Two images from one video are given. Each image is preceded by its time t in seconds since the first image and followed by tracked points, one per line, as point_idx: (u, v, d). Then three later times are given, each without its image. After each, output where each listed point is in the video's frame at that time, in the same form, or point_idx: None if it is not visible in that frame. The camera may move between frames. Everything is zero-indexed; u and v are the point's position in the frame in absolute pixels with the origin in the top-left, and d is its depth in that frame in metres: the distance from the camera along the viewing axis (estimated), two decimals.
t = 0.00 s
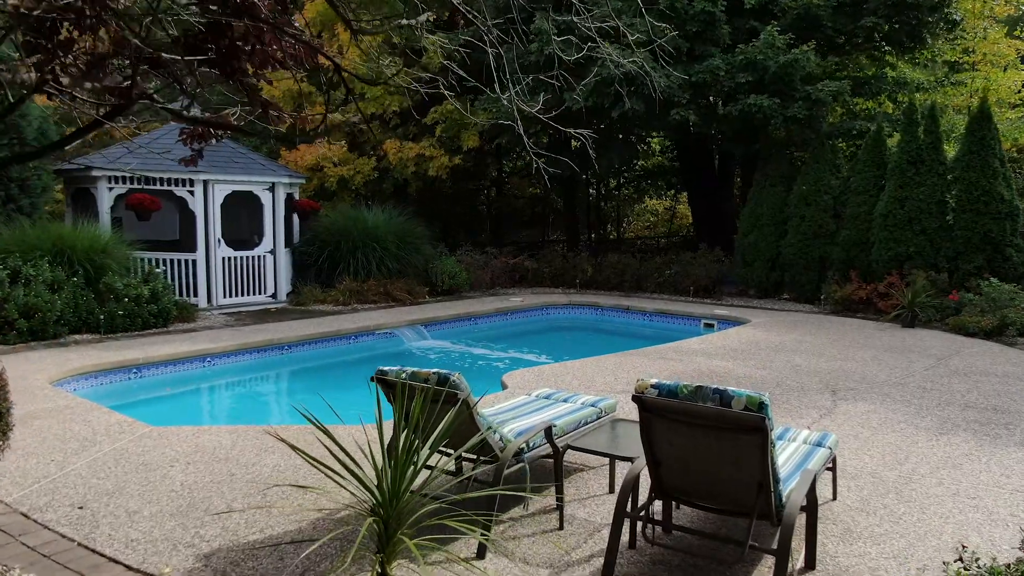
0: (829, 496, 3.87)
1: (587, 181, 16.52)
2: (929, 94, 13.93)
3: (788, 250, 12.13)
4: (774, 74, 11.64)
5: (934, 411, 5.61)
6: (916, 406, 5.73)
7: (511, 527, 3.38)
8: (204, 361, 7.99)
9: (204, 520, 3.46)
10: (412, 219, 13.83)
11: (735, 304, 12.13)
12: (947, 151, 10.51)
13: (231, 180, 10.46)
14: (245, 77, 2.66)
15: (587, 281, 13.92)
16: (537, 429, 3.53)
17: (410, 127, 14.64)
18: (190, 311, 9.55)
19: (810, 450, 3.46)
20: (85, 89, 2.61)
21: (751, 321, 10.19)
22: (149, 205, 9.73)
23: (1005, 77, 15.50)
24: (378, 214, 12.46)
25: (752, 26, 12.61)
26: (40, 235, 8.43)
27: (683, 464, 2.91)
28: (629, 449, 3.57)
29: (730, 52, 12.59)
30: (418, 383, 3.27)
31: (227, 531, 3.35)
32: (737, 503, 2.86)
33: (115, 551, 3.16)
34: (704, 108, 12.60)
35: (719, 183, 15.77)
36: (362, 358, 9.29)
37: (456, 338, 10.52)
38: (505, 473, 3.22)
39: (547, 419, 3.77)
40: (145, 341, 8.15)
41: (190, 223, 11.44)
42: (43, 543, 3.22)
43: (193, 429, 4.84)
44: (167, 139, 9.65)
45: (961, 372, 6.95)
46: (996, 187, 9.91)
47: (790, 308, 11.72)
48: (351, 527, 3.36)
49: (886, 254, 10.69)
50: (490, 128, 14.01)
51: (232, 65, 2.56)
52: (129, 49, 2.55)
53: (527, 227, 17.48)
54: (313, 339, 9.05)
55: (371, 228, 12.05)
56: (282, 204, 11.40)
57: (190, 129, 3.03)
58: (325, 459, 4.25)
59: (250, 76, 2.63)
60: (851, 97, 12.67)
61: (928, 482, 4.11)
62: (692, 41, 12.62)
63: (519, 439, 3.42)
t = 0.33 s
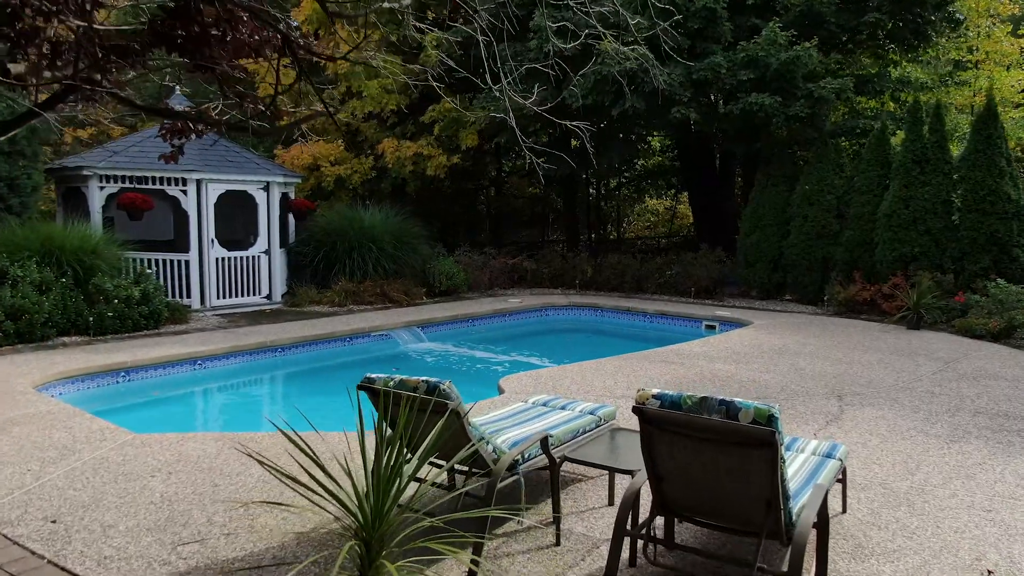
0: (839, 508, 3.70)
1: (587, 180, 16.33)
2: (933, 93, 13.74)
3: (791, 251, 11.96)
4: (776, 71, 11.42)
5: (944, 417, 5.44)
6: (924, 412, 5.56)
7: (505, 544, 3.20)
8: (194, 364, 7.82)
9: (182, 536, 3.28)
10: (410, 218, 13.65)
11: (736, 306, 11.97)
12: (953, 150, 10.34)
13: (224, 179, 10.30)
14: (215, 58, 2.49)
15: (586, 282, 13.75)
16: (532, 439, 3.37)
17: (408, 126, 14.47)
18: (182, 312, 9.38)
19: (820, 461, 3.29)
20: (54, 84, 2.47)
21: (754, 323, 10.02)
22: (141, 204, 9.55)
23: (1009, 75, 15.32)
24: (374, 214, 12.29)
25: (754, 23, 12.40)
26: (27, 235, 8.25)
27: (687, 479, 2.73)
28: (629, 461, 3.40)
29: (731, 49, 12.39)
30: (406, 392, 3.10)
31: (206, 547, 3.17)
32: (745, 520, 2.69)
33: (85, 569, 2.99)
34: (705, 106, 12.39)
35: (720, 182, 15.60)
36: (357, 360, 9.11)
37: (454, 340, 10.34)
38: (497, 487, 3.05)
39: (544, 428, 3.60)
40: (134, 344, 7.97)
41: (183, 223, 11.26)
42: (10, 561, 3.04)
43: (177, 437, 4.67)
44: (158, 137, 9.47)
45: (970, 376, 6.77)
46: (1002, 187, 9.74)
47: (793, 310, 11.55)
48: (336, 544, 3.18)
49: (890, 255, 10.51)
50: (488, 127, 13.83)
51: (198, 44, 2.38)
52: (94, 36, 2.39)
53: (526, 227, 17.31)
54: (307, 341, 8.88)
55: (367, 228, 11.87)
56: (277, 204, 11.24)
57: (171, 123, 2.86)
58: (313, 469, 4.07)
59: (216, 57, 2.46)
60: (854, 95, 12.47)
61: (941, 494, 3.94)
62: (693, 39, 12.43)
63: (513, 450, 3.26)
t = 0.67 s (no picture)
0: (850, 523, 3.54)
1: (588, 180, 16.18)
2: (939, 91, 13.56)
3: (795, 252, 11.80)
4: (780, 69, 11.22)
5: (955, 424, 5.28)
6: (934, 419, 5.41)
7: (500, 562, 3.06)
8: (188, 368, 7.68)
9: (164, 551, 3.14)
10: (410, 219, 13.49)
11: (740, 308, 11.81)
12: (960, 150, 10.17)
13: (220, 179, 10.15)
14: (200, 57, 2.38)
15: (587, 283, 13.59)
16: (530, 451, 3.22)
17: (408, 126, 14.32)
18: (177, 314, 9.23)
19: (831, 476, 3.14)
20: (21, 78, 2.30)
21: (758, 325, 9.87)
22: (135, 204, 9.42)
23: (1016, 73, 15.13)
24: (373, 214, 12.14)
25: (757, 21, 12.21)
26: (19, 236, 8.12)
27: (692, 498, 2.58)
28: (631, 476, 3.24)
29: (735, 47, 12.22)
30: (397, 404, 2.96)
31: (187, 564, 3.02)
32: (753, 542, 2.54)
33: None
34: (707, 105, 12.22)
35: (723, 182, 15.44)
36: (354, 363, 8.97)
37: (453, 342, 10.18)
38: (492, 503, 2.91)
39: (542, 439, 3.45)
40: (127, 347, 7.83)
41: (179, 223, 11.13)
42: None
43: (164, 446, 4.51)
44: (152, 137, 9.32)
45: (980, 381, 6.62)
46: (1011, 187, 9.58)
47: (797, 312, 11.41)
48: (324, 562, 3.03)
49: (896, 256, 10.33)
50: (488, 126, 13.67)
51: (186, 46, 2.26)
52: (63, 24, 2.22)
53: (527, 227, 17.15)
54: (303, 344, 8.74)
55: (366, 228, 11.72)
56: (274, 204, 11.10)
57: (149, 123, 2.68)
58: (300, 481, 3.91)
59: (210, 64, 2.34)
60: (859, 94, 12.30)
61: (956, 507, 3.79)
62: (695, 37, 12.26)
63: (509, 463, 3.11)
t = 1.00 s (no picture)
0: (859, 537, 3.40)
1: (590, 180, 16.03)
2: (945, 90, 13.38)
3: (799, 252, 11.64)
4: (783, 69, 11.03)
5: (965, 432, 5.13)
6: (943, 426, 5.25)
7: None
8: (181, 371, 7.53)
9: (142, 567, 3.01)
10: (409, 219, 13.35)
11: (743, 309, 11.67)
12: (966, 149, 10.01)
13: (216, 179, 10.04)
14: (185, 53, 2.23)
15: (589, 284, 13.43)
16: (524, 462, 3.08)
17: (408, 125, 14.18)
18: (172, 316, 9.10)
19: (840, 490, 3.00)
20: None
21: (761, 328, 9.73)
22: (130, 205, 9.30)
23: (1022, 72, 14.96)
24: (371, 215, 12.00)
25: (761, 19, 12.05)
26: (11, 236, 8.00)
27: (695, 517, 2.44)
28: (631, 491, 3.09)
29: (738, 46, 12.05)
30: (383, 414, 2.82)
31: None
32: (760, 564, 2.39)
33: None
34: (710, 105, 12.06)
35: (726, 183, 15.28)
36: (352, 366, 8.82)
37: (451, 345, 10.04)
38: (482, 519, 2.77)
39: (538, 450, 3.31)
40: (118, 350, 7.69)
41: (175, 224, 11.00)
42: None
43: (150, 453, 4.38)
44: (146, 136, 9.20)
45: (989, 386, 6.46)
46: (1019, 187, 9.42)
47: (801, 314, 11.24)
48: None
49: (902, 258, 10.17)
50: (488, 125, 13.52)
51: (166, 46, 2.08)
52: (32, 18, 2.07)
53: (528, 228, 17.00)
54: (299, 347, 8.60)
55: (364, 228, 11.58)
56: (272, 205, 10.97)
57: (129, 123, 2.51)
58: (291, 492, 3.79)
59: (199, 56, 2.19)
60: (864, 93, 12.13)
61: (970, 520, 3.64)
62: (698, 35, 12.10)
63: (502, 475, 2.97)
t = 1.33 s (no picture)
0: (873, 554, 3.25)
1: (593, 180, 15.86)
2: (954, 88, 13.17)
3: (805, 254, 11.47)
4: (789, 67, 10.85)
5: (979, 440, 4.96)
6: (957, 434, 5.09)
7: None
8: (175, 375, 7.39)
9: None
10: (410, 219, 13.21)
11: (748, 311, 11.50)
12: (976, 149, 9.82)
13: (214, 179, 9.92)
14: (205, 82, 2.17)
15: (592, 285, 13.28)
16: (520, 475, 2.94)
17: (409, 125, 14.04)
18: (168, 319, 8.98)
19: (855, 505, 2.84)
20: None
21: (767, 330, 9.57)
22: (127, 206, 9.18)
23: None
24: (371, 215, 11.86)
25: (767, 16, 11.86)
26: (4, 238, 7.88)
27: (702, 538, 2.28)
28: (633, 509, 2.89)
29: (743, 44, 11.87)
30: (370, 426, 2.69)
31: None
32: None
33: None
34: (714, 104, 11.88)
35: (731, 183, 15.10)
36: (351, 369, 8.68)
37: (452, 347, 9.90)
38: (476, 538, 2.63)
39: (535, 463, 3.16)
40: (112, 352, 7.57)
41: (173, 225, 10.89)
42: None
43: (137, 462, 4.25)
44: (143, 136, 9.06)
45: (1003, 391, 6.28)
46: None
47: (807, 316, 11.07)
48: None
49: (910, 259, 10.00)
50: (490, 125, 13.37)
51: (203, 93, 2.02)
52: None
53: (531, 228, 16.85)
54: (297, 350, 8.46)
55: (364, 229, 11.44)
56: (271, 205, 10.84)
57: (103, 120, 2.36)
58: (279, 505, 3.66)
59: (218, 99, 2.10)
60: (871, 92, 11.93)
61: (989, 536, 3.48)
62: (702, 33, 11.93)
63: (497, 489, 2.83)
